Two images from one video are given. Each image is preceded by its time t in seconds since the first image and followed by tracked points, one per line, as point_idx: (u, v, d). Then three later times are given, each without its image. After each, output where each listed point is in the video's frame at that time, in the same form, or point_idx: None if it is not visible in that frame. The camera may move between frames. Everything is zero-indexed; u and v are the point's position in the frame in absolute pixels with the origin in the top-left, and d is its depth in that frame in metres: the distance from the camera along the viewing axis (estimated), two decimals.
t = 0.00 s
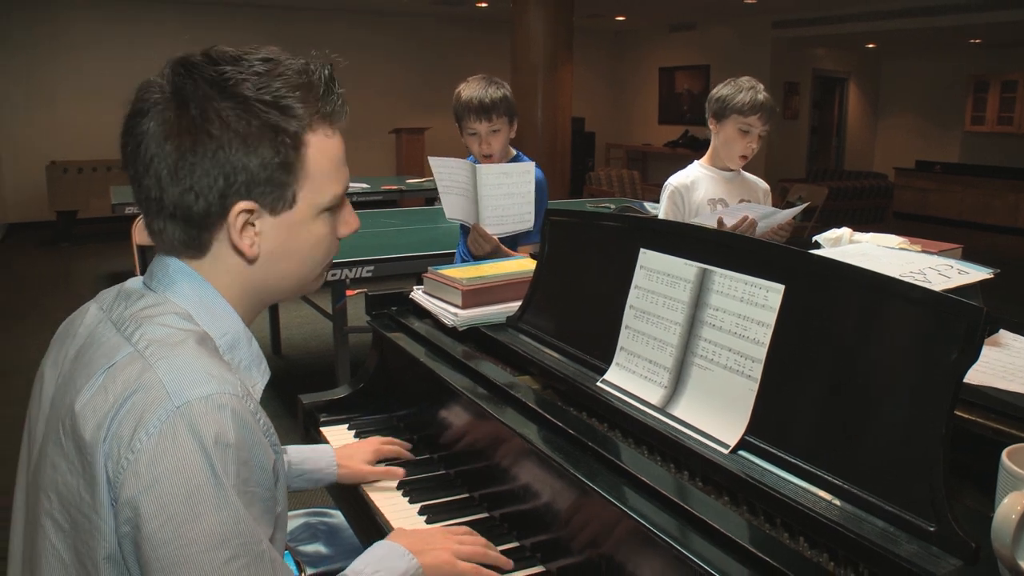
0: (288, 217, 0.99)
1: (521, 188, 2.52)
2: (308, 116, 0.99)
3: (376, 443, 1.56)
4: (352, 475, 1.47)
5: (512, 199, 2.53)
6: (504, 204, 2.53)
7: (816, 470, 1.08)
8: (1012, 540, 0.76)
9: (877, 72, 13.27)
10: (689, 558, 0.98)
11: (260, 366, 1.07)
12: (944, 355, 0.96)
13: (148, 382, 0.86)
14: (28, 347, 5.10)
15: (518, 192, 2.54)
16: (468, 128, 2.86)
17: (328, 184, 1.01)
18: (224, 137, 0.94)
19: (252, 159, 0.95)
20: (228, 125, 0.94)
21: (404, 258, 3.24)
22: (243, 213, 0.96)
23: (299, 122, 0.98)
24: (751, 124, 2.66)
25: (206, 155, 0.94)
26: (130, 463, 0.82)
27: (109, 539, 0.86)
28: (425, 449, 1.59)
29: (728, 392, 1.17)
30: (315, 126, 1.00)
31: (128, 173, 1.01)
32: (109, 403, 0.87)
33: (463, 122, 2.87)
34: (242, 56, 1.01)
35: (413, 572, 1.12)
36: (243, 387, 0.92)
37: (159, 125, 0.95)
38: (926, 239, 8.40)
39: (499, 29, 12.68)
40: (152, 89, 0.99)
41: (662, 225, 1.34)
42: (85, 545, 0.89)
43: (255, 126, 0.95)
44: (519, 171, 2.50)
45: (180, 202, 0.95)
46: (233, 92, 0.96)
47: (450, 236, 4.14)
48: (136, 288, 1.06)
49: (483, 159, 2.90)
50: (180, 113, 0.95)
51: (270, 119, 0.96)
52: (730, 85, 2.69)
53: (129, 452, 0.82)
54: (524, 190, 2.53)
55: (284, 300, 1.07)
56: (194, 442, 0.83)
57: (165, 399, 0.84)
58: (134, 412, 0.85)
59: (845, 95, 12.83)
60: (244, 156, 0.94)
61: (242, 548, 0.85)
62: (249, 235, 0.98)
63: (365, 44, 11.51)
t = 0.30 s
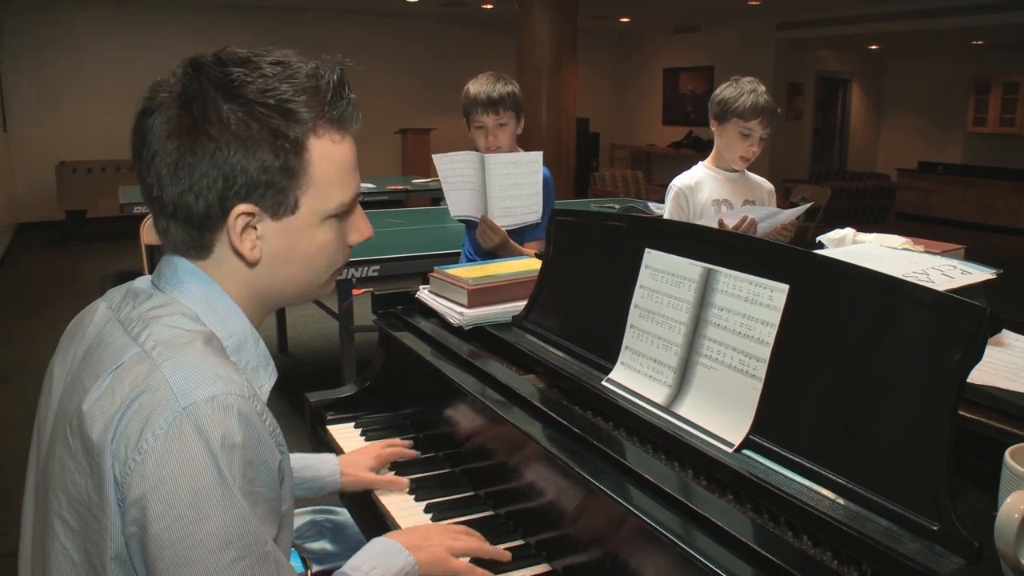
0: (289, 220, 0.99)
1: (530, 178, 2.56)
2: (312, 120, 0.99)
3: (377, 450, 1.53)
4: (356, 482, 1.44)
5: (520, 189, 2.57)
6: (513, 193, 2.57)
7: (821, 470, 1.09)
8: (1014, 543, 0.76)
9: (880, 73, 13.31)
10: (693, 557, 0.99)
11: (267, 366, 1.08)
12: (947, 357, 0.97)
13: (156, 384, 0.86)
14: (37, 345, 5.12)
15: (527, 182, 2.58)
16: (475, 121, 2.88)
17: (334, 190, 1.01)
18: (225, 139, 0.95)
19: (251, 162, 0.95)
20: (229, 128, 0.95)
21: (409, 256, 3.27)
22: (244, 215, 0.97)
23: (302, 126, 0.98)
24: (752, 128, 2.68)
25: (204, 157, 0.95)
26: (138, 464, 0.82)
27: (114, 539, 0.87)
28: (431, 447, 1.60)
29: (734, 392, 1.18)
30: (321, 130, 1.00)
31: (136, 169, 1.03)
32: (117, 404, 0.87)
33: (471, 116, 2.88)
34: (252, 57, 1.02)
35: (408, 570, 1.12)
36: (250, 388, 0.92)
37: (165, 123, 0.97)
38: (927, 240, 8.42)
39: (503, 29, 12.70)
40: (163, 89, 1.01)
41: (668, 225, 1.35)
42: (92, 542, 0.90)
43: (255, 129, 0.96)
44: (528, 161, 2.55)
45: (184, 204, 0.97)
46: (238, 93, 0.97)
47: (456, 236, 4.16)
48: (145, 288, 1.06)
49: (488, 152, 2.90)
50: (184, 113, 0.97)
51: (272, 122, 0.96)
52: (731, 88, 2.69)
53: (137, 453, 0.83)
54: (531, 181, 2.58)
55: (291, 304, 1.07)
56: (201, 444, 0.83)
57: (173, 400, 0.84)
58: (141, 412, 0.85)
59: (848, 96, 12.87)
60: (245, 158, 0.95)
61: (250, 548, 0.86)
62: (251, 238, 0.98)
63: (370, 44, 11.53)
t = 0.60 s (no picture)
0: (293, 220, 0.99)
1: (540, 172, 2.56)
2: (318, 120, 0.99)
3: (359, 463, 1.48)
4: (336, 498, 1.43)
5: (530, 183, 2.57)
6: (522, 188, 2.56)
7: (826, 471, 1.09)
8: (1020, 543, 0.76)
9: (883, 72, 13.32)
10: (699, 558, 0.99)
11: (272, 368, 1.07)
12: (953, 355, 0.97)
13: (160, 390, 0.86)
14: (41, 344, 5.13)
15: (536, 176, 2.57)
16: (482, 118, 2.88)
17: (341, 189, 1.02)
18: (228, 140, 0.95)
19: (256, 162, 0.95)
20: (232, 129, 0.95)
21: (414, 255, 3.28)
22: (248, 216, 0.97)
23: (308, 126, 0.98)
24: (753, 127, 2.68)
25: (209, 157, 0.95)
26: (143, 472, 0.82)
27: (118, 546, 0.87)
28: (434, 445, 1.61)
29: (738, 392, 1.17)
30: (326, 129, 1.00)
31: (138, 170, 1.03)
32: (120, 410, 0.87)
33: (477, 113, 2.87)
34: (255, 56, 1.02)
35: (399, 559, 1.11)
36: (255, 393, 0.92)
37: (167, 123, 0.97)
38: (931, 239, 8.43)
39: (506, 29, 12.68)
40: (164, 89, 1.00)
41: (673, 225, 1.35)
42: (95, 551, 0.90)
43: (260, 129, 0.96)
44: (539, 155, 2.54)
45: (188, 205, 0.96)
46: (241, 92, 0.97)
47: (460, 235, 4.17)
48: (147, 290, 1.06)
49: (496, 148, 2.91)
50: (187, 113, 0.97)
51: (277, 122, 0.97)
52: (732, 87, 2.69)
53: (141, 461, 0.82)
54: (541, 176, 2.57)
55: (296, 303, 1.07)
56: (205, 451, 0.83)
57: (177, 406, 0.84)
58: (145, 418, 0.85)
59: (851, 96, 12.88)
60: (250, 158, 0.95)
61: (255, 552, 0.85)
62: (256, 238, 0.98)
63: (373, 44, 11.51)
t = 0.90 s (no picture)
0: (296, 218, 0.99)
1: (551, 170, 2.57)
2: (314, 114, 0.98)
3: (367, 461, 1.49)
4: (340, 491, 1.43)
5: (540, 181, 2.58)
6: (532, 187, 2.57)
7: (830, 470, 1.09)
8: None
9: (887, 72, 13.31)
10: (703, 558, 0.99)
11: (279, 368, 1.07)
12: (958, 354, 0.96)
13: (166, 395, 0.86)
14: (46, 343, 5.13)
15: (546, 175, 2.58)
16: (485, 121, 2.87)
17: (344, 181, 1.02)
18: (224, 142, 0.95)
19: (253, 162, 0.95)
20: (227, 131, 0.95)
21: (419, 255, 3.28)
22: (250, 217, 0.97)
23: (303, 122, 0.97)
24: (755, 127, 2.67)
25: (205, 160, 0.95)
26: (149, 478, 0.82)
27: (126, 553, 0.87)
28: (439, 445, 1.61)
29: (742, 392, 1.17)
30: (323, 123, 0.99)
31: (133, 173, 1.02)
32: (126, 416, 0.87)
33: (480, 116, 2.87)
34: (242, 51, 1.00)
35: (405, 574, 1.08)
36: (262, 398, 0.92)
37: (160, 128, 0.97)
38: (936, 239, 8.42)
39: (510, 28, 12.68)
40: (154, 90, 1.00)
41: (677, 224, 1.35)
42: (102, 557, 0.90)
43: (254, 128, 0.95)
44: (548, 153, 2.55)
45: (187, 209, 0.96)
46: (233, 92, 0.96)
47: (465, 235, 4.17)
48: (152, 291, 1.06)
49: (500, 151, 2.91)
50: (178, 116, 0.96)
51: (271, 120, 0.96)
52: (732, 86, 2.68)
53: (147, 468, 0.82)
54: (551, 175, 2.59)
55: (301, 299, 1.07)
56: (212, 458, 0.83)
57: (184, 412, 0.84)
58: (151, 424, 0.85)
59: (856, 96, 12.87)
60: (249, 158, 0.95)
61: (263, 556, 0.86)
62: (260, 239, 0.98)
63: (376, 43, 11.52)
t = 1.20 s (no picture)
0: (306, 222, 0.99)
1: (562, 173, 2.57)
2: (322, 118, 0.98)
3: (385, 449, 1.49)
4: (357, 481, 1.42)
5: (551, 182, 2.59)
6: (541, 188, 2.58)
7: (834, 471, 1.09)
8: None
9: (890, 72, 13.31)
10: (706, 558, 0.99)
11: (290, 373, 1.07)
12: (962, 355, 0.96)
13: (174, 402, 0.86)
14: (50, 342, 5.15)
15: (557, 176, 2.59)
16: (490, 119, 2.87)
17: (356, 183, 1.02)
18: (229, 150, 0.95)
19: (260, 168, 0.95)
20: (233, 139, 0.95)
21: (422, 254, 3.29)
22: (261, 225, 0.97)
23: (312, 127, 0.97)
24: (754, 127, 2.68)
25: (212, 169, 0.95)
26: (156, 485, 0.82)
27: (131, 559, 0.87)
28: (441, 444, 1.61)
29: (747, 392, 1.18)
30: (331, 126, 0.99)
31: (141, 180, 1.03)
32: (133, 422, 0.87)
33: (485, 114, 2.88)
34: (247, 55, 1.00)
35: None
36: (269, 407, 0.92)
37: (167, 137, 0.97)
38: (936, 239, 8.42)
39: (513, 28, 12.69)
40: (161, 97, 1.00)
41: (681, 225, 1.35)
42: (107, 559, 0.90)
43: (262, 135, 0.95)
44: (559, 155, 2.55)
45: (195, 217, 0.97)
46: (239, 99, 0.96)
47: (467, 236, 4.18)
48: (162, 294, 1.07)
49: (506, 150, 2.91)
50: (184, 125, 0.96)
51: (279, 127, 0.96)
52: (730, 87, 2.69)
53: (154, 474, 0.83)
54: (562, 177, 2.59)
55: (310, 302, 1.07)
56: (218, 468, 0.82)
57: (190, 421, 0.84)
58: (158, 432, 0.85)
59: (857, 96, 12.88)
60: (255, 165, 0.95)
61: (268, 565, 0.86)
62: (270, 244, 0.99)
63: (380, 44, 11.55)
